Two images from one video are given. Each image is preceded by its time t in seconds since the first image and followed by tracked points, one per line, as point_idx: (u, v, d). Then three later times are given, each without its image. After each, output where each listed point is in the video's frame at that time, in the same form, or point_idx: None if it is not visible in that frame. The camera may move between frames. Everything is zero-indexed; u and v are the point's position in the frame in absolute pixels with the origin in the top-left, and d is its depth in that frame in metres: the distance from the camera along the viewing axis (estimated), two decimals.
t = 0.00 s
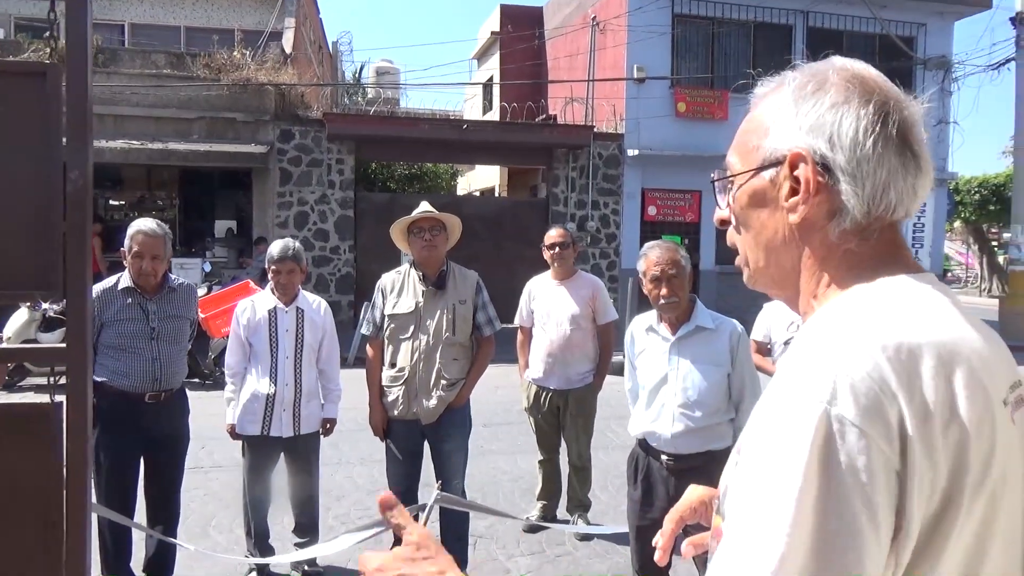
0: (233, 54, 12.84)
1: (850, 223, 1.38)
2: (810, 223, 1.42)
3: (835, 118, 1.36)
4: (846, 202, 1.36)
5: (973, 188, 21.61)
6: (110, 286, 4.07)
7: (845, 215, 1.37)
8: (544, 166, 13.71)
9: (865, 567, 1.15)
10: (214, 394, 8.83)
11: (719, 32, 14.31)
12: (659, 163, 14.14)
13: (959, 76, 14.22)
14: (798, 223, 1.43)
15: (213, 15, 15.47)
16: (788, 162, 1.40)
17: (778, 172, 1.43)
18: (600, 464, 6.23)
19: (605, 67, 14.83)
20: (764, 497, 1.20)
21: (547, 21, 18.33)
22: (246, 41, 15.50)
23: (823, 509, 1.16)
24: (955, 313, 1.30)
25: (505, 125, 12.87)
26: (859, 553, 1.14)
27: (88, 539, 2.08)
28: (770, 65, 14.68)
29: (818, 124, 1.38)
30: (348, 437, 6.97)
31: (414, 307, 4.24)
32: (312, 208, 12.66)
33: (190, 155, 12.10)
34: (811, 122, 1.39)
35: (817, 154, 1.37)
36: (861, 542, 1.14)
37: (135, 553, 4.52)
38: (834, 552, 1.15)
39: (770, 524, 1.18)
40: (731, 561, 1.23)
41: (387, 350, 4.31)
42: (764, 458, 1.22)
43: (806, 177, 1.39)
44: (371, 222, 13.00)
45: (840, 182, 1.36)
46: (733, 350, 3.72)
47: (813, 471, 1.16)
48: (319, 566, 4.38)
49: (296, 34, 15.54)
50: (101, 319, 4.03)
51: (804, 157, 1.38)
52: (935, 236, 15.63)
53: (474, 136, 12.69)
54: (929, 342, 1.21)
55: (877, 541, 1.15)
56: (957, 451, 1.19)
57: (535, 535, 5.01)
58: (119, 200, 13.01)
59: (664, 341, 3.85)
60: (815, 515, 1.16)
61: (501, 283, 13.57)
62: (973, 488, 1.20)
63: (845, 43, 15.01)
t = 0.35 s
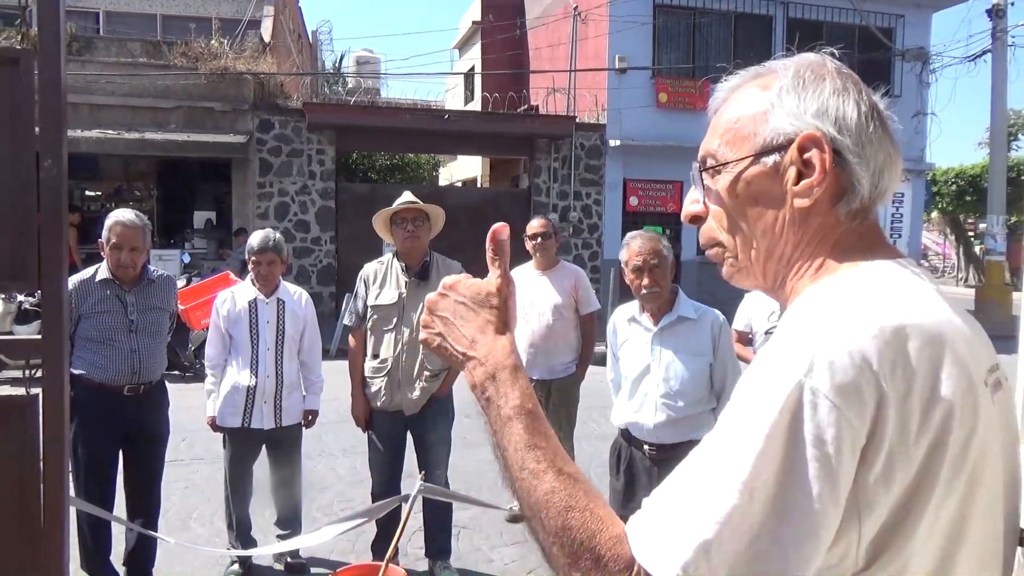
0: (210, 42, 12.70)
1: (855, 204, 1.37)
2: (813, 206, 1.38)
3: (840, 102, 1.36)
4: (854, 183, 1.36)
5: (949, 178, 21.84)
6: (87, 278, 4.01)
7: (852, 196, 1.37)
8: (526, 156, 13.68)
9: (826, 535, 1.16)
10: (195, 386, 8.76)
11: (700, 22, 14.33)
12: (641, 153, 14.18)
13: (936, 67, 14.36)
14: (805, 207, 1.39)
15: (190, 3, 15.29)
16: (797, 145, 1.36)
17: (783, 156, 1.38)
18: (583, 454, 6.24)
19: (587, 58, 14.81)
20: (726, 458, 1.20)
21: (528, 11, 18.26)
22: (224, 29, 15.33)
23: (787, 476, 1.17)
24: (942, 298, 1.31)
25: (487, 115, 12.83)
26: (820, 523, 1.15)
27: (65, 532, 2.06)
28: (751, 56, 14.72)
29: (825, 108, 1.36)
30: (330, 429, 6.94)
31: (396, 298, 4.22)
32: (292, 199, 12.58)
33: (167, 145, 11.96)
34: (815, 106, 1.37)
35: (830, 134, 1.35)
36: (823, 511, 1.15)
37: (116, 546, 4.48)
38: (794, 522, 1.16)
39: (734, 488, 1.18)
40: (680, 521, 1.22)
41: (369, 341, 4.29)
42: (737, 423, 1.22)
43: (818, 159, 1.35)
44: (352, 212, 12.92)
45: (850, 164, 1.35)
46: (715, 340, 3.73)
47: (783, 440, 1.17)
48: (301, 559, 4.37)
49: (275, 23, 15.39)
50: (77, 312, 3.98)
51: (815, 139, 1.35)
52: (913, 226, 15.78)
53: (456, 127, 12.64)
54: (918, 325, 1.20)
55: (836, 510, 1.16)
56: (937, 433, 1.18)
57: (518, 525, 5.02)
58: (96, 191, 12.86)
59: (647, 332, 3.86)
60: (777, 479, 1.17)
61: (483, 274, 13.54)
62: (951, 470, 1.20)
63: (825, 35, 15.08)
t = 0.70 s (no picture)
0: (210, 38, 12.68)
1: (837, 213, 1.39)
2: (799, 214, 1.40)
3: (825, 113, 1.37)
4: (838, 191, 1.37)
5: (950, 177, 21.86)
6: (86, 275, 4.02)
7: (837, 204, 1.38)
8: (526, 153, 13.68)
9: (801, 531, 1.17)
10: (194, 381, 8.77)
11: (701, 20, 14.31)
12: (641, 151, 14.15)
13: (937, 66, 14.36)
14: (790, 214, 1.40)
15: None
16: (786, 152, 1.37)
17: (770, 164, 1.39)
18: (580, 452, 6.26)
19: (587, 55, 14.80)
20: (705, 452, 1.22)
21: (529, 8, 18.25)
22: (224, 24, 15.32)
23: (766, 474, 1.18)
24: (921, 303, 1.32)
25: (487, 112, 12.82)
26: (794, 519, 1.17)
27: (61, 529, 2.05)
28: (751, 54, 14.71)
29: (811, 119, 1.38)
30: (329, 425, 6.95)
31: (395, 296, 4.22)
32: (292, 195, 12.58)
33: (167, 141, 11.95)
34: (802, 116, 1.38)
35: (817, 144, 1.36)
36: (796, 507, 1.17)
37: (115, 542, 4.50)
38: (771, 517, 1.17)
39: (709, 483, 1.19)
40: (658, 511, 1.23)
41: (367, 338, 4.30)
42: (716, 422, 1.23)
43: (804, 168, 1.36)
44: (352, 208, 12.92)
45: (835, 173, 1.36)
46: (712, 339, 3.75)
47: (760, 438, 1.18)
48: (299, 555, 4.38)
49: (276, 18, 15.38)
50: (77, 309, 3.99)
51: (802, 147, 1.36)
52: (913, 225, 15.79)
53: (456, 123, 12.63)
54: (898, 329, 1.20)
55: (810, 507, 1.17)
56: (913, 436, 1.19)
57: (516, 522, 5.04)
58: (95, 186, 12.80)
59: (644, 331, 3.87)
60: (755, 476, 1.19)
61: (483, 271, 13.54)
62: (926, 472, 1.21)
63: (826, 33, 15.07)
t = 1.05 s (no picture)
0: (250, 40, 12.86)
1: (876, 218, 1.38)
2: (836, 219, 1.40)
3: (869, 117, 1.36)
4: (878, 198, 1.37)
5: (996, 178, 21.41)
6: (128, 274, 4.12)
7: (877, 209, 1.38)
8: (560, 153, 13.67)
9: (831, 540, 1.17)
10: (233, 378, 8.92)
11: (739, 17, 14.18)
12: (677, 151, 14.06)
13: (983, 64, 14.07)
14: (829, 217, 1.40)
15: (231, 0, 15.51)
16: (827, 155, 1.36)
17: (811, 165, 1.39)
18: (613, 453, 6.25)
19: (623, 54, 14.75)
20: (731, 463, 1.22)
21: (564, 7, 18.24)
22: (264, 26, 15.52)
23: (793, 484, 1.18)
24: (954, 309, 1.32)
25: (522, 112, 12.84)
26: (824, 528, 1.16)
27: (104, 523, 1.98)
28: (790, 52, 14.54)
29: (855, 122, 1.37)
30: (364, 422, 7.02)
31: (429, 296, 4.27)
32: (329, 194, 12.71)
33: (207, 141, 12.15)
34: (845, 120, 1.37)
35: (860, 148, 1.36)
36: (826, 517, 1.16)
37: (155, 534, 4.60)
38: (802, 527, 1.17)
39: (739, 493, 1.19)
40: (688, 517, 1.23)
41: (401, 337, 4.35)
42: (743, 430, 1.24)
43: (844, 172, 1.36)
44: (388, 208, 13.02)
45: (875, 177, 1.36)
46: (742, 342, 3.73)
47: (788, 448, 1.18)
48: (334, 551, 4.45)
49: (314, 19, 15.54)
50: (120, 307, 4.08)
51: (844, 151, 1.35)
52: (957, 226, 15.52)
53: (491, 123, 12.66)
54: (928, 338, 1.20)
55: (841, 515, 1.17)
56: (945, 446, 1.19)
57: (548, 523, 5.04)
58: (139, 185, 13.08)
59: (673, 332, 3.86)
60: (783, 487, 1.19)
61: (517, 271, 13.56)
62: (958, 481, 1.20)
63: (867, 29, 14.85)
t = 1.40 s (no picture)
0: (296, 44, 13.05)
1: (929, 226, 1.37)
2: (889, 225, 1.38)
3: (921, 123, 1.35)
4: (930, 204, 1.36)
5: None
6: (177, 275, 4.21)
7: (932, 216, 1.37)
8: (601, 155, 13.64)
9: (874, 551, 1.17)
10: (277, 377, 9.06)
11: (783, 17, 14.02)
12: (719, 152, 13.94)
13: None
14: (882, 224, 1.38)
15: (277, 5, 15.76)
16: (879, 162, 1.35)
17: (861, 172, 1.38)
18: (652, 457, 6.22)
19: (665, 55, 14.68)
20: (774, 470, 1.22)
21: (606, 8, 18.20)
22: (309, 31, 15.74)
23: (841, 496, 1.17)
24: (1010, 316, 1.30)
25: (563, 113, 12.83)
26: (869, 542, 1.16)
27: (156, 518, 2.00)
28: (837, 52, 14.32)
29: (908, 128, 1.36)
30: (404, 423, 7.10)
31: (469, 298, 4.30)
32: (371, 196, 12.85)
33: (254, 144, 12.37)
34: (897, 125, 1.36)
35: (914, 154, 1.34)
36: (870, 528, 1.16)
37: (202, 529, 4.71)
38: (847, 540, 1.17)
39: (782, 505, 1.19)
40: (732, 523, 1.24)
41: (442, 339, 4.38)
42: (788, 438, 1.23)
43: (898, 178, 1.35)
44: (429, 210, 13.11)
45: (929, 184, 1.35)
46: (778, 346, 3.69)
47: (834, 459, 1.18)
48: (374, 549, 4.51)
49: (358, 24, 15.72)
50: (169, 308, 4.17)
51: (897, 157, 1.34)
52: (1010, 228, 15.14)
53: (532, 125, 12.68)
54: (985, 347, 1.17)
55: (886, 528, 1.17)
56: (1000, 458, 1.17)
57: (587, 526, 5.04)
58: (188, 187, 13.40)
59: (708, 337, 3.84)
60: (828, 500, 1.18)
61: (557, 273, 13.56)
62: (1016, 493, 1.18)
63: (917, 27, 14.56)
